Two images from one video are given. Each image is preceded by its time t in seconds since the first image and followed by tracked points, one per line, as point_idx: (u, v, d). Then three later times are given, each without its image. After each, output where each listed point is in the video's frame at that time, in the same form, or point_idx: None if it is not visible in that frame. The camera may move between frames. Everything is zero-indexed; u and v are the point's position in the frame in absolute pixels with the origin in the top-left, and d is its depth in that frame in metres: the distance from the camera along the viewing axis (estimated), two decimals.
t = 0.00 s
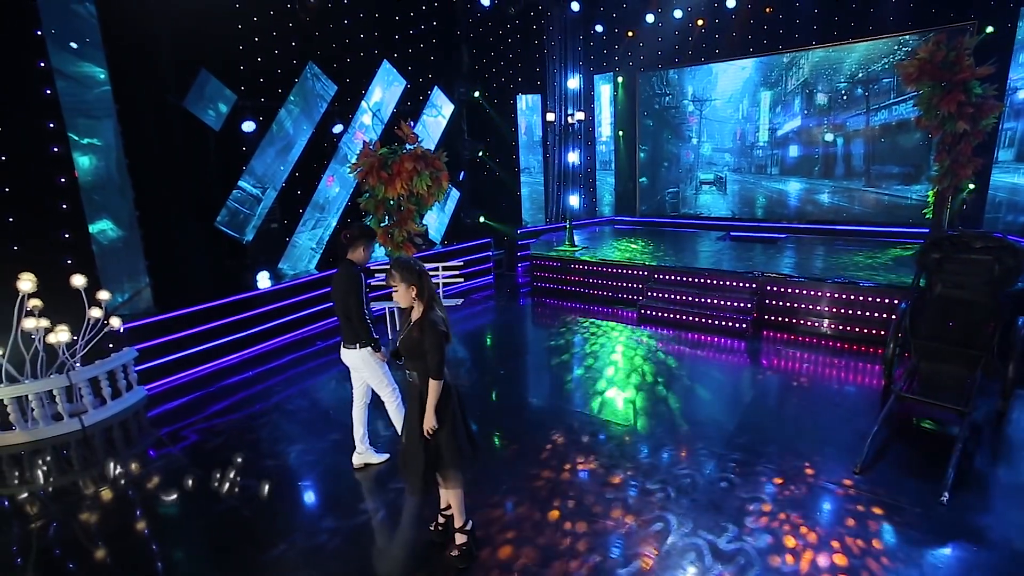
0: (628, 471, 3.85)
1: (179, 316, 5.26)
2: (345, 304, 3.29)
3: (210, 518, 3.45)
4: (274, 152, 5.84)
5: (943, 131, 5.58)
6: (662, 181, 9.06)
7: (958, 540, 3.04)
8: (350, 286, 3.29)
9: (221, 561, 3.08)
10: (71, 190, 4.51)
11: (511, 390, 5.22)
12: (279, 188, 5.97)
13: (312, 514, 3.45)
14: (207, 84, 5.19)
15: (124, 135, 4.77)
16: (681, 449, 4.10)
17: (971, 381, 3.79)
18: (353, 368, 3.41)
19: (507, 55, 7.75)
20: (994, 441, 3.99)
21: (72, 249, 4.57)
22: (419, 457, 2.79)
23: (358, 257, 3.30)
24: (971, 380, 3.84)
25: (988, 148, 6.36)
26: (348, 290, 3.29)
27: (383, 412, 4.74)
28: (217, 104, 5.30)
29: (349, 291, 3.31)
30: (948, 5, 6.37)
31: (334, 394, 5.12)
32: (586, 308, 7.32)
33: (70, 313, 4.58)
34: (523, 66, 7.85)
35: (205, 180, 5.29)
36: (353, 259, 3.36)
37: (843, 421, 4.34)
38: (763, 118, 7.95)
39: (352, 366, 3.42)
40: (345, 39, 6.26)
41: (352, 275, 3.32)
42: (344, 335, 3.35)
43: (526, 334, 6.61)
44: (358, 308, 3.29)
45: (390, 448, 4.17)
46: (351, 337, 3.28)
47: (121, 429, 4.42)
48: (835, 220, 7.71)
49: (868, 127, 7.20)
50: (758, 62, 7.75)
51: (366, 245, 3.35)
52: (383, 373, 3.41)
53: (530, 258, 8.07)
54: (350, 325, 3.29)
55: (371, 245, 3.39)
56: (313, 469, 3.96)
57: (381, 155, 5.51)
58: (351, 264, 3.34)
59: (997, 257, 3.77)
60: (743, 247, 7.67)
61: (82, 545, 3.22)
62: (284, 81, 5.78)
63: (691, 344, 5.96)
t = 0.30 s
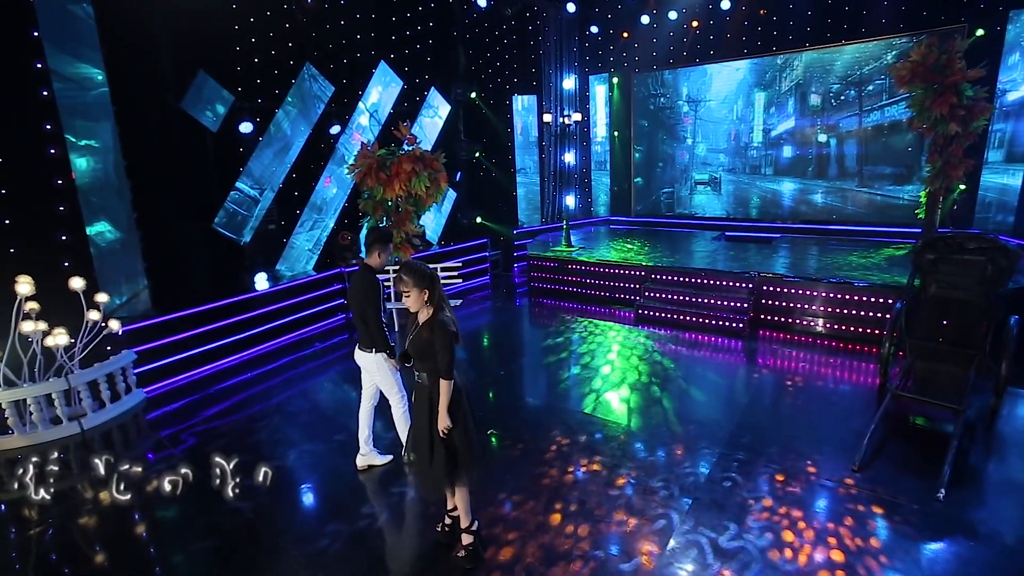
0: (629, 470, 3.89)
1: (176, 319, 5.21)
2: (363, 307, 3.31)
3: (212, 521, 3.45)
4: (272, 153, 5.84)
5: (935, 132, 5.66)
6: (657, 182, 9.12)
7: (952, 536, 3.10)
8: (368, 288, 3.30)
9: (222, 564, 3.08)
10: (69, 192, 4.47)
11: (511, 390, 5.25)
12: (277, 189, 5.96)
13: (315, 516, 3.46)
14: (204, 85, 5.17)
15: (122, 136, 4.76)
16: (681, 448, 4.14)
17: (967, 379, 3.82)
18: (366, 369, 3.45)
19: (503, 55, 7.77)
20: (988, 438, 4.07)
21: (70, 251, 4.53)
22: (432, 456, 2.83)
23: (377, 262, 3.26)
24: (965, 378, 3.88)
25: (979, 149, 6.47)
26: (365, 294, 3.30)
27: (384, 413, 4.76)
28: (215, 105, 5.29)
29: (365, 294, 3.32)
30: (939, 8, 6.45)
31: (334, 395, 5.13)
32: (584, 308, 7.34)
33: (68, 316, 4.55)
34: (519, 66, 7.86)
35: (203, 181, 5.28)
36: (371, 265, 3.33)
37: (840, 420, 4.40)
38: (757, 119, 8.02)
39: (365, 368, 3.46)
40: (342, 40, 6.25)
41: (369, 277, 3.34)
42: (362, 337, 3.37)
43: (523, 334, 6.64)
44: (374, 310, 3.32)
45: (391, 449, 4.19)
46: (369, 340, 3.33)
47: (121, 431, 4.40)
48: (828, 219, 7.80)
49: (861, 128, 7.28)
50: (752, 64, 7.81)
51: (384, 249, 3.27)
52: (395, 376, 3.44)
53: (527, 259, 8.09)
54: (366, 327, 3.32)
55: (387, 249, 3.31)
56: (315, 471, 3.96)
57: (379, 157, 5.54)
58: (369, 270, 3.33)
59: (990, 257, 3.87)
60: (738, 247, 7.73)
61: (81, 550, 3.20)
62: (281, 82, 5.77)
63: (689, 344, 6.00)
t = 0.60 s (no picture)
0: (624, 469, 3.93)
1: (168, 323, 5.15)
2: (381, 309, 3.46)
3: (207, 526, 3.44)
4: (264, 154, 5.83)
5: (920, 134, 5.77)
6: (647, 182, 9.21)
7: (940, 528, 3.19)
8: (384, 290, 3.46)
9: (219, 570, 3.06)
10: (58, 195, 4.38)
11: (506, 390, 5.28)
12: (269, 191, 5.95)
13: (312, 520, 3.46)
14: (195, 86, 5.15)
15: (111, 138, 4.71)
16: (675, 446, 4.19)
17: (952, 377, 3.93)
18: (383, 368, 3.59)
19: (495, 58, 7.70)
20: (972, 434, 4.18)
21: (59, 254, 4.45)
22: (436, 455, 2.92)
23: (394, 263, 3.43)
24: (951, 375, 4.00)
25: (961, 151, 6.75)
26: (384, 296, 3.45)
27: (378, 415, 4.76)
28: (206, 106, 5.28)
29: (384, 297, 3.49)
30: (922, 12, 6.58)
31: (328, 397, 5.12)
32: (577, 309, 7.38)
33: (58, 320, 4.48)
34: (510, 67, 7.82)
35: (194, 184, 5.25)
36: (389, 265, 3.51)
37: (831, 417, 4.47)
38: (746, 119, 8.12)
39: (382, 367, 3.60)
40: (333, 41, 6.22)
41: (389, 279, 3.53)
42: (379, 337, 3.52)
43: (517, 334, 6.67)
44: (388, 312, 3.47)
45: (387, 452, 4.20)
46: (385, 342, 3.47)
47: (110, 438, 4.34)
48: (815, 219, 7.93)
49: (847, 129, 7.41)
50: (740, 66, 7.90)
51: (400, 249, 3.45)
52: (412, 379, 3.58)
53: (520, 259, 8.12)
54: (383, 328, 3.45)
55: (401, 249, 3.48)
56: (310, 474, 3.96)
57: (373, 158, 5.55)
58: (387, 271, 3.52)
59: (974, 257, 3.97)
60: (728, 247, 7.82)
61: (73, 557, 3.17)
62: (272, 83, 5.75)
63: (681, 343, 6.07)
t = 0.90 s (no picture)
0: (616, 468, 3.97)
1: (156, 327, 5.07)
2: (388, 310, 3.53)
3: (198, 533, 3.41)
4: (251, 156, 5.79)
5: (899, 136, 5.92)
6: (634, 182, 9.30)
7: (923, 520, 3.29)
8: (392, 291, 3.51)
9: None
10: (39, 198, 4.28)
11: (498, 390, 5.30)
12: (256, 194, 5.92)
13: (305, 525, 3.45)
14: (181, 87, 5.09)
15: (95, 140, 4.63)
16: (666, 445, 4.24)
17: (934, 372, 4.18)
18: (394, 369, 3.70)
19: (481, 59, 7.78)
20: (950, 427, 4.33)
21: (39, 259, 4.34)
22: (433, 456, 3.00)
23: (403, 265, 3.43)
24: (932, 370, 4.23)
25: (938, 152, 6.91)
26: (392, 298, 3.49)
27: (371, 419, 4.75)
28: (192, 107, 5.21)
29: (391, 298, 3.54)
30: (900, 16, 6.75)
31: (318, 401, 5.10)
32: (567, 309, 7.43)
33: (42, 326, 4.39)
34: (497, 68, 7.90)
35: (180, 186, 5.18)
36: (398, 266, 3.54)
37: (819, 414, 4.57)
38: (731, 120, 8.23)
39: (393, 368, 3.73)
40: (321, 41, 6.19)
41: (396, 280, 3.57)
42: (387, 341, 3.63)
43: (506, 334, 6.70)
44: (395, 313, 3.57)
45: (380, 455, 4.20)
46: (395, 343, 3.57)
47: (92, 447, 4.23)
48: (799, 218, 8.07)
49: (829, 130, 7.54)
50: (725, 67, 8.00)
51: (409, 249, 3.46)
52: (416, 382, 3.58)
53: (509, 260, 8.14)
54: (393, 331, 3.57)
55: (409, 249, 3.49)
56: (303, 478, 3.94)
57: (363, 160, 5.55)
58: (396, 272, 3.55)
59: (953, 257, 4.07)
60: (714, 246, 7.93)
61: (60, 567, 3.12)
62: (259, 84, 5.71)
63: (670, 343, 6.14)
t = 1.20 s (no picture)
0: (608, 467, 4.03)
1: (142, 332, 5.00)
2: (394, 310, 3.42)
3: (187, 541, 3.37)
4: (236, 158, 5.73)
5: (877, 138, 6.08)
6: (619, 182, 9.38)
7: (904, 512, 3.40)
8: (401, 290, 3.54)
9: None
10: (17, 202, 4.16)
11: (490, 391, 5.33)
12: (242, 196, 5.86)
13: (297, 530, 3.43)
14: (164, 88, 5.02)
15: (76, 142, 4.52)
16: (658, 443, 4.30)
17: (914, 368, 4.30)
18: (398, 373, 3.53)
19: (468, 60, 7.80)
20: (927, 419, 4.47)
21: (18, 264, 4.22)
22: (429, 460, 3.08)
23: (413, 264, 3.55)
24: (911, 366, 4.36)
25: (913, 152, 7.15)
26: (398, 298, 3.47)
27: (362, 422, 4.74)
28: (175, 109, 5.14)
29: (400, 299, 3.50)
30: (877, 22, 6.95)
31: (308, 404, 5.06)
32: (554, 309, 7.50)
33: (22, 334, 4.26)
34: (484, 68, 7.98)
35: (165, 189, 5.11)
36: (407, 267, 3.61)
37: (804, 410, 4.68)
38: (714, 121, 8.35)
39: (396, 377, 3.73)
40: (306, 41, 6.12)
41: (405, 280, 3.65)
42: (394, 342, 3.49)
43: (495, 335, 6.73)
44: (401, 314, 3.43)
45: (373, 458, 4.19)
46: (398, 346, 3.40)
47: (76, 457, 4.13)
48: (781, 218, 8.23)
49: (810, 131, 7.70)
50: (709, 69, 8.12)
51: (418, 249, 3.58)
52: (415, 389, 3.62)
53: (497, 260, 8.17)
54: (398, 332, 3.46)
55: (417, 248, 3.59)
56: (294, 482, 3.92)
57: (351, 162, 5.53)
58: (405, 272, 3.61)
59: (931, 256, 4.17)
60: (699, 246, 8.04)
61: None
62: (243, 84, 5.63)
63: (658, 341, 6.23)
